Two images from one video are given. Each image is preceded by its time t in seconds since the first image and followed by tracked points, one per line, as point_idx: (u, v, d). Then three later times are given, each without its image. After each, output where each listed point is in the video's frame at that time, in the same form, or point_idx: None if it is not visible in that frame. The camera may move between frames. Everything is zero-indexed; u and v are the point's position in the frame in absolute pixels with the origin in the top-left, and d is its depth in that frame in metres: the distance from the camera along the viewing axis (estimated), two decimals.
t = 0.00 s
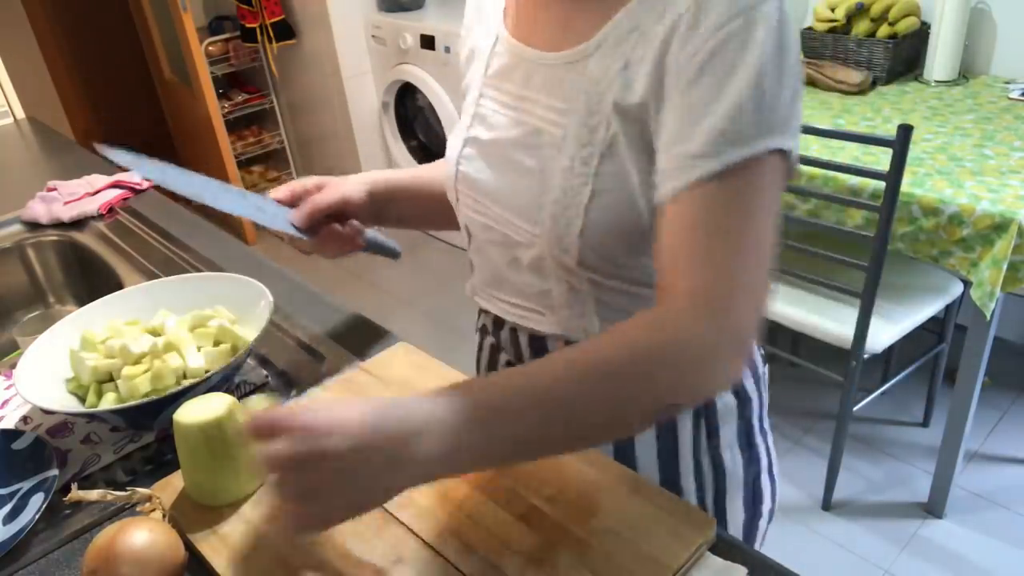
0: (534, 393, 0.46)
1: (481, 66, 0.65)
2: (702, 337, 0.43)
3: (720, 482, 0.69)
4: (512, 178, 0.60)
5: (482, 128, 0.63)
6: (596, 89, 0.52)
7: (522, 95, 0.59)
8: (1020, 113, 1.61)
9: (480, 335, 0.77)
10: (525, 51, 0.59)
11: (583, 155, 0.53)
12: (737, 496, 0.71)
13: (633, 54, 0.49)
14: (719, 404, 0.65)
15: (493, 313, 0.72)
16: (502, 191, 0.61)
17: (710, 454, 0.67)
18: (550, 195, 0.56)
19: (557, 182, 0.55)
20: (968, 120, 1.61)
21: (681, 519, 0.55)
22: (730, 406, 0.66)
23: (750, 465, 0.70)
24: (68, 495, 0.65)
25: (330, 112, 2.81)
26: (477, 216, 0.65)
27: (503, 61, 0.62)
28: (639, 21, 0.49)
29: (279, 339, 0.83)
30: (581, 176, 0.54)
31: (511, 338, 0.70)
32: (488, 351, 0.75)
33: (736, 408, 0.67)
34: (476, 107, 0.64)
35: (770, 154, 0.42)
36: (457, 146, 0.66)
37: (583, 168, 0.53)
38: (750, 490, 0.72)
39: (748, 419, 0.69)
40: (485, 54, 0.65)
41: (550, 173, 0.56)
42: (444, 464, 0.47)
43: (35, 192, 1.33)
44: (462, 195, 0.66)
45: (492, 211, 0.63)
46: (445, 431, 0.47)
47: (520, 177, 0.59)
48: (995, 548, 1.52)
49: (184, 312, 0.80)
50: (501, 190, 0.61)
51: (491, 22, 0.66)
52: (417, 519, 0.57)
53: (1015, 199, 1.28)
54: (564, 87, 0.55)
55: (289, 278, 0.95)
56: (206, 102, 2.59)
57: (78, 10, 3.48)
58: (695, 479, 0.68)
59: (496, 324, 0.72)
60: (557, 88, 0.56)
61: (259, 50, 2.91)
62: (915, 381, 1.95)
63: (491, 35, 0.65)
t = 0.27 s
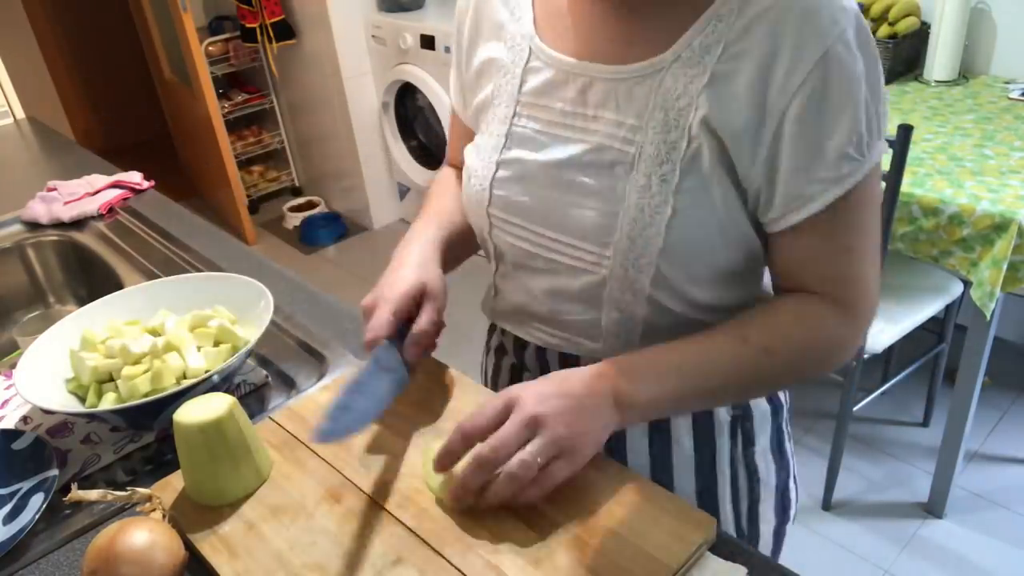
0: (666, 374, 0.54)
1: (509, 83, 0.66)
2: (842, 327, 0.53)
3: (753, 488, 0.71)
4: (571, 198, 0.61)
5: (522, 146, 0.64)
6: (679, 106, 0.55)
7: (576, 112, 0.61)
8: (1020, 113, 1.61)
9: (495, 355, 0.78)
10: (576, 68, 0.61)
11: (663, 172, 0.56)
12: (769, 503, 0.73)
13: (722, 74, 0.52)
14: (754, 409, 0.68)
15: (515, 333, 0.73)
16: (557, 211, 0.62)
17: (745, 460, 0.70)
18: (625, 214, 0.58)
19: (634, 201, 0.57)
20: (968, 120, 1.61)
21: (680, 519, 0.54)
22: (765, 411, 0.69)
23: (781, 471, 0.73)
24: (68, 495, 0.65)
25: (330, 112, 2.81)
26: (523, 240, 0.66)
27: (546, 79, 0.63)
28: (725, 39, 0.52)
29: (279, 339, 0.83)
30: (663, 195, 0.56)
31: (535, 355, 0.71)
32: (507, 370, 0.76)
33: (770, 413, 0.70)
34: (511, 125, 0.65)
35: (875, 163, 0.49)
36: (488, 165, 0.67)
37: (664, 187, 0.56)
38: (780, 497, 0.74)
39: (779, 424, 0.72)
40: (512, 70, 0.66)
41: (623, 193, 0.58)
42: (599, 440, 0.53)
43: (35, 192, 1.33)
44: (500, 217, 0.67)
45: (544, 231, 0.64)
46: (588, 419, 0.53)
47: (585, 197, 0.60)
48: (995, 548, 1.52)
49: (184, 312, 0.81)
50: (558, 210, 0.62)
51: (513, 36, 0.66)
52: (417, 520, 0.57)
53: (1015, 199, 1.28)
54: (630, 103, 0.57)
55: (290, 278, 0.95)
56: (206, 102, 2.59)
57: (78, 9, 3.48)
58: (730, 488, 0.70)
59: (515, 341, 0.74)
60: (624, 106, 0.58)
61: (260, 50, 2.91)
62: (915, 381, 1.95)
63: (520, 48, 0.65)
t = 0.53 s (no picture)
0: (746, 363, 0.51)
1: (507, 90, 0.66)
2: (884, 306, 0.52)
3: (744, 497, 0.71)
4: (565, 205, 0.61)
5: (518, 154, 0.64)
6: (678, 114, 0.55)
7: (573, 119, 0.61)
8: (1020, 113, 1.61)
9: (490, 356, 0.78)
10: (574, 74, 0.60)
11: (659, 180, 0.56)
12: (762, 512, 0.72)
13: (722, 82, 0.52)
14: (745, 418, 0.68)
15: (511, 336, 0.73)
16: (552, 219, 0.62)
17: (735, 468, 0.69)
18: (620, 221, 0.58)
19: (629, 208, 0.57)
20: (968, 120, 1.61)
21: (680, 518, 0.54)
22: (756, 421, 0.69)
23: (774, 482, 0.72)
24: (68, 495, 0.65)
25: (330, 112, 2.81)
26: (518, 247, 0.66)
27: (543, 85, 0.63)
28: (725, 45, 0.52)
29: (279, 339, 0.83)
30: (659, 203, 0.56)
31: (529, 358, 0.72)
32: (501, 371, 0.76)
33: (762, 423, 0.69)
34: (507, 132, 0.65)
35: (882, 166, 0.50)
36: (485, 173, 0.67)
37: (659, 195, 0.56)
38: (774, 506, 0.73)
39: (773, 434, 0.71)
40: (510, 76, 0.66)
41: (619, 200, 0.58)
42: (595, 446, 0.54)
43: (35, 192, 1.32)
44: (496, 223, 0.67)
45: (539, 239, 0.64)
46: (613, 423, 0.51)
47: (579, 205, 0.60)
48: (995, 548, 1.52)
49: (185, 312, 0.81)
50: (553, 218, 0.62)
51: (511, 42, 0.66)
52: (416, 520, 0.57)
53: (1015, 199, 1.28)
54: (628, 111, 0.57)
55: (290, 278, 0.95)
56: (206, 102, 2.59)
57: (78, 9, 3.48)
58: (719, 495, 0.70)
59: (513, 345, 0.74)
60: (621, 113, 0.58)
61: (260, 50, 2.91)
62: (915, 381, 1.95)
63: (517, 54, 0.65)
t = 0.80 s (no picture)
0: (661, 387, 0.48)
1: (508, 86, 0.66)
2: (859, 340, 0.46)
3: (753, 488, 0.71)
4: (573, 202, 0.61)
5: (521, 151, 0.64)
6: (684, 109, 0.55)
7: (578, 115, 0.61)
8: (1020, 113, 1.61)
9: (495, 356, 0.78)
10: (578, 70, 0.61)
11: (666, 176, 0.56)
12: (769, 503, 0.73)
13: (726, 75, 0.52)
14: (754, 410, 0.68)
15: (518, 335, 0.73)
16: (559, 215, 0.62)
17: (745, 460, 0.69)
18: (629, 218, 0.58)
19: (638, 205, 0.57)
20: (968, 120, 1.61)
21: (680, 519, 0.55)
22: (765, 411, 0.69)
23: (781, 471, 0.72)
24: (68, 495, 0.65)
25: (330, 112, 2.81)
26: (523, 244, 0.66)
27: (546, 82, 0.63)
28: (727, 39, 0.52)
29: (279, 339, 0.83)
30: (667, 198, 0.56)
31: (536, 356, 0.71)
32: (506, 371, 0.76)
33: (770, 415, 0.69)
34: (510, 129, 0.65)
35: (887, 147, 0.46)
36: (488, 171, 0.67)
37: (667, 190, 0.56)
38: (780, 497, 0.74)
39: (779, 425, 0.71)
40: (511, 72, 0.66)
41: (626, 197, 0.58)
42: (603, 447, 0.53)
43: (35, 192, 1.32)
44: (500, 222, 0.67)
45: (545, 237, 0.63)
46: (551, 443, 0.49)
47: (586, 201, 0.60)
48: (995, 548, 1.52)
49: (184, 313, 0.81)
50: (559, 215, 0.62)
51: (511, 37, 0.66)
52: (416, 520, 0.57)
53: (1015, 199, 1.28)
54: (633, 107, 0.57)
55: (290, 278, 0.95)
56: (206, 102, 2.59)
57: (78, 9, 3.48)
58: (729, 487, 0.70)
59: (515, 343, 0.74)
60: (627, 109, 0.58)
61: (259, 50, 2.91)
62: (915, 381, 1.95)
63: (517, 50, 0.65)
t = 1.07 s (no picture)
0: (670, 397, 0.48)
1: (520, 80, 0.66)
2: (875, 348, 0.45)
3: (750, 495, 0.71)
4: (578, 202, 0.61)
5: (529, 146, 0.65)
6: (692, 112, 0.54)
7: (586, 115, 0.61)
8: (1020, 113, 1.61)
9: (497, 352, 0.77)
10: (588, 70, 0.60)
11: (671, 179, 0.56)
12: (766, 508, 0.73)
13: (735, 78, 0.52)
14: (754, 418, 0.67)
15: (520, 331, 0.72)
16: (563, 215, 0.62)
17: (742, 468, 0.69)
18: (632, 220, 0.58)
19: (640, 207, 0.57)
20: (968, 120, 1.61)
21: (680, 519, 0.54)
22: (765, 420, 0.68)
23: (779, 479, 0.72)
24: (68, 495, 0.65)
25: (330, 112, 2.81)
26: (526, 240, 0.66)
27: (556, 78, 0.63)
28: (738, 42, 0.52)
29: (280, 340, 0.83)
30: (670, 201, 0.56)
31: (536, 354, 0.71)
32: (507, 367, 0.75)
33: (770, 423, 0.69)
34: (519, 123, 0.66)
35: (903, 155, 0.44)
36: (495, 164, 0.67)
37: (671, 194, 0.56)
38: (778, 503, 0.74)
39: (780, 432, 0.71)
40: (523, 67, 0.66)
41: (631, 199, 0.58)
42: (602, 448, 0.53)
43: (35, 192, 1.33)
44: (506, 216, 0.67)
45: (549, 235, 0.64)
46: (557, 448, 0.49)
47: (591, 202, 0.60)
48: (995, 548, 1.52)
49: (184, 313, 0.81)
50: (563, 214, 0.62)
51: (525, 31, 0.67)
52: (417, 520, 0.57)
53: (1015, 199, 1.29)
54: (641, 108, 0.57)
55: (291, 278, 0.95)
56: (206, 102, 2.59)
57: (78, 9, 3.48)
58: (725, 494, 0.70)
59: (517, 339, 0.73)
60: (635, 110, 0.58)
61: (260, 50, 2.91)
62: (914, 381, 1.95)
63: (530, 44, 0.66)
